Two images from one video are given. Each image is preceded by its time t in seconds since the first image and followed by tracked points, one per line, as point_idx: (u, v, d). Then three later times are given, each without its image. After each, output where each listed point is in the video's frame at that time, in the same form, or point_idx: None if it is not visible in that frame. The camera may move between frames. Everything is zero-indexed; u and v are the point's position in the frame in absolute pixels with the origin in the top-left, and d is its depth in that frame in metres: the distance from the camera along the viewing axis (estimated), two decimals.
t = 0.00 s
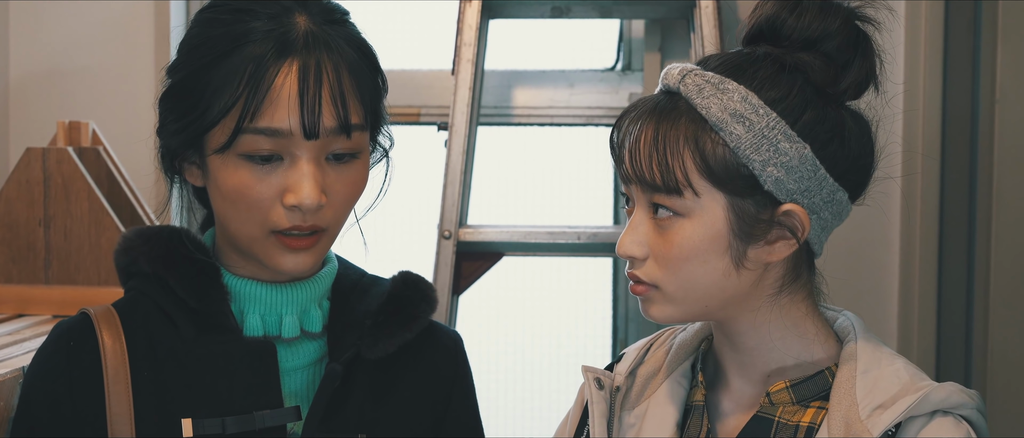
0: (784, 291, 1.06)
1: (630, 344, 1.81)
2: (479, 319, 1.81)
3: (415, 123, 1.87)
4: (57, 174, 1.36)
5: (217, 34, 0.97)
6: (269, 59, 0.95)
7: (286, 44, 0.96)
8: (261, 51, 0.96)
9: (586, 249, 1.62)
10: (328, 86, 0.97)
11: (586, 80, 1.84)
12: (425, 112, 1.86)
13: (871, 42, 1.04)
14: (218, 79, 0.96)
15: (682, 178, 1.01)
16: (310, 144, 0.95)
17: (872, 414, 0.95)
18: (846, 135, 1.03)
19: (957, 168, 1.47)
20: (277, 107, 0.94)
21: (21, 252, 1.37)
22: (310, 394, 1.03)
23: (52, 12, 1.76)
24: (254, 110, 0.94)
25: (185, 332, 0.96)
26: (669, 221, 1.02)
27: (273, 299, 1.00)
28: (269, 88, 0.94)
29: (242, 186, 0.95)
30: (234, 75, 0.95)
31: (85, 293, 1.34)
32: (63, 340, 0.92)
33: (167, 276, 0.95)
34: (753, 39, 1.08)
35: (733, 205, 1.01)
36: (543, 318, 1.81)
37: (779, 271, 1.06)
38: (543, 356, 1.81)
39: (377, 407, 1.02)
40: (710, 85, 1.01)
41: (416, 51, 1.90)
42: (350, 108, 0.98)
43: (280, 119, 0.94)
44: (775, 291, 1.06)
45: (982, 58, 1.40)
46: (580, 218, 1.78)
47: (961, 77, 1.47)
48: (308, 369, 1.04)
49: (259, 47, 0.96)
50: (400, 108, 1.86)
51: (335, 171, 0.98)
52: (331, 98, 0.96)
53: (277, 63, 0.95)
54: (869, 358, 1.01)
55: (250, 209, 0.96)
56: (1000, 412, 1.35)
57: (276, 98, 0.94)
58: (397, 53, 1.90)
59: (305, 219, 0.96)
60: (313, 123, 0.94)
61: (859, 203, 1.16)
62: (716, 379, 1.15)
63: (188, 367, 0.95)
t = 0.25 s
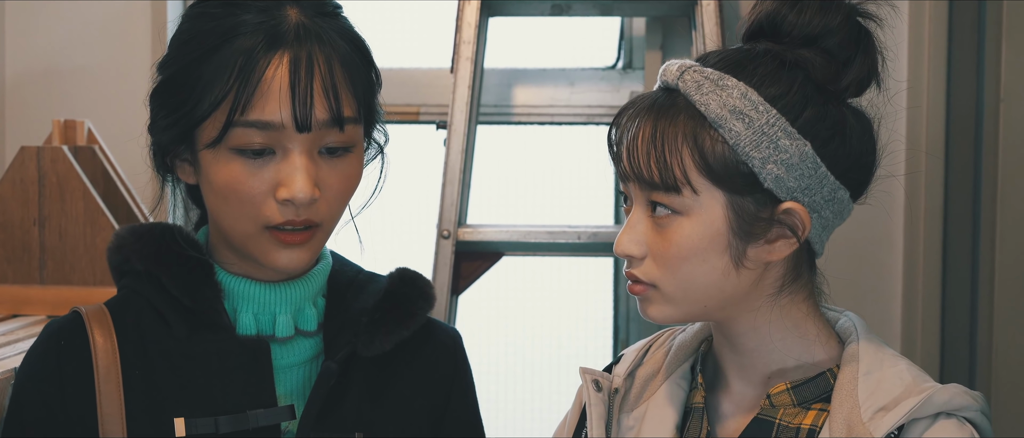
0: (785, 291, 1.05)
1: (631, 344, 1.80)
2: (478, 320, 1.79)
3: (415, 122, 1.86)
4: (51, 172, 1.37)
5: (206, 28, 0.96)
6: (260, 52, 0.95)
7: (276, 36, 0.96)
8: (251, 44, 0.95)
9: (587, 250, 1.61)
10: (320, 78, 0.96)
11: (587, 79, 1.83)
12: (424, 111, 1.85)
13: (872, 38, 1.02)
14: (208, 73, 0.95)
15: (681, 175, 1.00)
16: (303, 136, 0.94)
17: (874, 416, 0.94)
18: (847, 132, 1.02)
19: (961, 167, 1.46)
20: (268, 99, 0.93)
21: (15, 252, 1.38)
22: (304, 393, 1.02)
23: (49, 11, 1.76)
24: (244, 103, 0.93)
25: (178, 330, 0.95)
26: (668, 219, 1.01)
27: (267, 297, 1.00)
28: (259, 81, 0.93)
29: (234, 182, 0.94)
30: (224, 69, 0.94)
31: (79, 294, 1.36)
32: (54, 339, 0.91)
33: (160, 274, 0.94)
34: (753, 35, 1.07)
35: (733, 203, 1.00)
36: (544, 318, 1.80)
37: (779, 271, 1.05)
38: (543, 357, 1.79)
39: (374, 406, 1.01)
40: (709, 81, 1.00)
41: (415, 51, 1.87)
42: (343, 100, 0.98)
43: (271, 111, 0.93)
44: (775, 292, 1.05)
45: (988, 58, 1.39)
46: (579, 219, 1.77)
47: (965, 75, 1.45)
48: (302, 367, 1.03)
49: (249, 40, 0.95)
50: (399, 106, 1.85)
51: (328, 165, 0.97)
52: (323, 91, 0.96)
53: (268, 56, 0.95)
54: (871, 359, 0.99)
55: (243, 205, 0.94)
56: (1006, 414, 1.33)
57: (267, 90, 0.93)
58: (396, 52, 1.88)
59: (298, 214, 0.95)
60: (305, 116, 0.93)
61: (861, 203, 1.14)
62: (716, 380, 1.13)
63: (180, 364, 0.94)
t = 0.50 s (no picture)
0: (791, 295, 1.03)
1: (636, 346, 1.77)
2: (482, 322, 1.78)
3: (417, 122, 1.84)
4: (51, 172, 1.37)
5: (206, 25, 0.95)
6: (260, 50, 0.93)
7: (277, 34, 0.95)
8: (251, 42, 0.94)
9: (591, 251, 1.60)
10: (320, 76, 0.95)
11: (592, 78, 1.81)
12: (427, 110, 1.83)
13: (881, 37, 1.01)
14: (208, 71, 0.94)
15: (686, 176, 0.98)
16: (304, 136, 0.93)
17: (882, 420, 0.92)
18: (855, 133, 1.00)
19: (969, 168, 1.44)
20: (268, 98, 0.92)
21: (14, 253, 1.37)
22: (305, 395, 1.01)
23: (50, 10, 1.75)
24: (244, 101, 0.92)
25: (176, 330, 0.94)
26: (672, 222, 0.99)
27: (266, 297, 0.99)
28: (259, 79, 0.92)
29: (234, 182, 0.93)
30: (224, 67, 0.93)
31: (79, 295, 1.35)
32: (51, 340, 0.90)
33: (159, 273, 0.93)
34: (760, 34, 1.05)
35: (739, 205, 0.98)
36: (548, 320, 1.79)
37: (785, 274, 1.03)
38: (547, 359, 1.78)
39: (376, 405, 1.00)
40: (715, 81, 0.98)
41: (418, 50, 1.87)
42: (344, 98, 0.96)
43: (271, 110, 0.92)
44: (781, 295, 1.03)
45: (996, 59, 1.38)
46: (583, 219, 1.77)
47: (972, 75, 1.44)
48: (303, 369, 1.01)
49: (248, 38, 0.94)
50: (402, 106, 1.83)
51: (329, 164, 0.96)
52: (324, 89, 0.95)
53: (268, 54, 0.94)
54: (879, 363, 0.98)
55: (242, 205, 0.93)
56: (1015, 417, 1.32)
57: (268, 88, 0.92)
58: (398, 50, 1.87)
59: (298, 214, 0.94)
60: (306, 114, 0.92)
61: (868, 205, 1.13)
62: (721, 385, 1.12)
63: (178, 362, 0.93)
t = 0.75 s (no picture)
0: (797, 301, 1.02)
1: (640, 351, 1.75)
2: (485, 327, 1.77)
3: (419, 125, 1.83)
4: (51, 175, 1.36)
5: (204, 22, 0.95)
6: (259, 42, 0.93)
7: (275, 28, 0.94)
8: (249, 36, 0.93)
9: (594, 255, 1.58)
10: (321, 67, 0.94)
11: (595, 81, 1.80)
12: (429, 113, 1.82)
13: (887, 38, 1.00)
14: (207, 66, 0.93)
15: (690, 182, 0.97)
16: (306, 128, 0.92)
17: (889, 428, 0.91)
18: (862, 136, 0.99)
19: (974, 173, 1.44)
20: (269, 90, 0.91)
21: (14, 256, 1.37)
22: (310, 405, 1.00)
23: (51, 13, 1.74)
24: (245, 94, 0.91)
25: (177, 342, 0.92)
26: (676, 227, 0.98)
27: (271, 305, 0.98)
28: (260, 71, 0.92)
29: (236, 179, 0.92)
30: (223, 62, 0.92)
31: (79, 300, 1.35)
32: (51, 351, 0.89)
33: (160, 283, 0.92)
34: (764, 37, 1.04)
35: (744, 211, 0.97)
36: (551, 325, 1.78)
37: (791, 279, 1.03)
38: (550, 364, 1.77)
39: (381, 418, 0.99)
40: (719, 85, 0.97)
41: (421, 52, 1.86)
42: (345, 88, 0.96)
43: (272, 101, 0.91)
44: (787, 301, 1.02)
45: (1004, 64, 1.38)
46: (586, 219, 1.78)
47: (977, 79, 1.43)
48: (307, 378, 1.00)
49: (246, 32, 0.93)
50: (404, 109, 1.82)
51: (333, 157, 0.95)
52: (325, 80, 0.94)
53: (268, 46, 0.93)
54: (885, 369, 0.96)
55: (246, 202, 0.92)
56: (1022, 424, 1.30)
57: (268, 80, 0.91)
58: (401, 53, 1.86)
59: (302, 208, 0.93)
60: (307, 105, 0.92)
61: (875, 210, 1.12)
62: (726, 391, 1.11)
63: (180, 372, 0.92)
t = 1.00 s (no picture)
0: (800, 305, 1.01)
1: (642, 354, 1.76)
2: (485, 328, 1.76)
3: (421, 126, 1.82)
4: (49, 177, 1.36)
5: (202, 14, 0.92)
6: (262, 30, 0.91)
7: (281, 15, 0.93)
8: (253, 25, 0.91)
9: (596, 257, 1.57)
10: (328, 53, 0.93)
11: (596, 82, 1.79)
12: (430, 114, 1.81)
13: (892, 40, 0.98)
14: (207, 58, 0.91)
15: (692, 185, 0.96)
16: (315, 112, 0.91)
17: (894, 433, 0.90)
18: (866, 139, 0.98)
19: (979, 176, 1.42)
20: (278, 75, 0.90)
21: (12, 259, 1.37)
22: (303, 413, 0.99)
23: (50, 14, 1.74)
24: (252, 80, 0.89)
25: (167, 352, 0.91)
26: (679, 230, 0.97)
27: (262, 312, 0.97)
28: (265, 57, 0.90)
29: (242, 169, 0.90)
30: (227, 51, 0.90)
31: (77, 302, 1.34)
32: (39, 363, 0.88)
33: (150, 293, 0.90)
34: (768, 38, 1.03)
35: (746, 214, 0.96)
36: (553, 327, 1.77)
37: (794, 283, 1.02)
38: (552, 366, 1.76)
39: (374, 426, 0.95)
40: (721, 87, 0.96)
41: (422, 53, 1.85)
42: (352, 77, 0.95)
43: (279, 87, 0.90)
44: (790, 305, 1.01)
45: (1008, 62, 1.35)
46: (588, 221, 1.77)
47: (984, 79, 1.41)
48: (300, 385, 0.99)
49: (249, 21, 0.92)
50: (405, 110, 1.82)
51: (339, 144, 0.94)
52: (332, 65, 0.93)
53: (270, 33, 0.91)
54: (890, 374, 0.95)
55: (252, 190, 0.90)
56: None
57: (277, 66, 0.90)
58: (401, 53, 1.85)
59: (313, 195, 0.91)
60: (315, 88, 0.91)
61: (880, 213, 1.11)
62: (729, 396, 1.10)
63: (171, 384, 0.90)
